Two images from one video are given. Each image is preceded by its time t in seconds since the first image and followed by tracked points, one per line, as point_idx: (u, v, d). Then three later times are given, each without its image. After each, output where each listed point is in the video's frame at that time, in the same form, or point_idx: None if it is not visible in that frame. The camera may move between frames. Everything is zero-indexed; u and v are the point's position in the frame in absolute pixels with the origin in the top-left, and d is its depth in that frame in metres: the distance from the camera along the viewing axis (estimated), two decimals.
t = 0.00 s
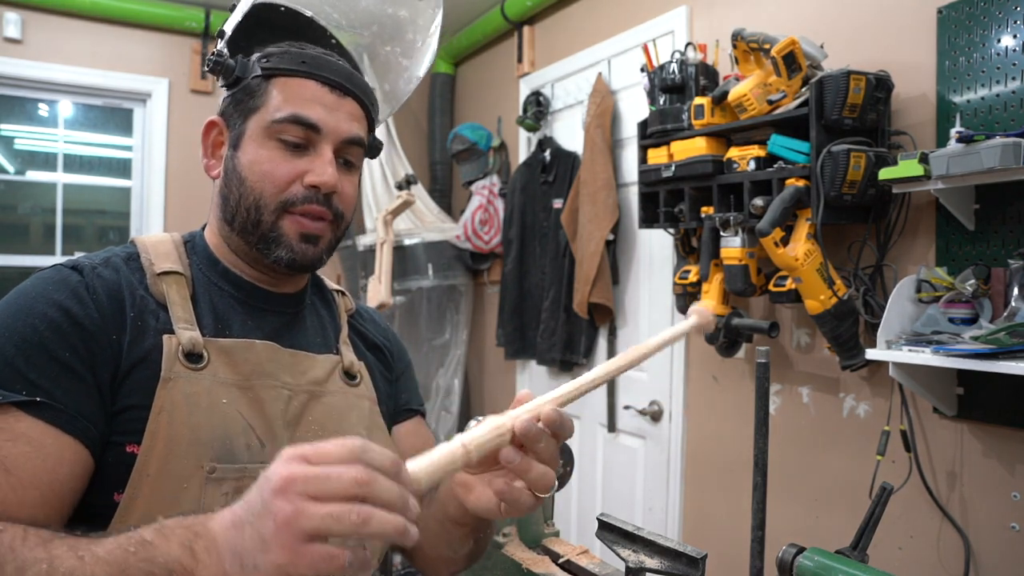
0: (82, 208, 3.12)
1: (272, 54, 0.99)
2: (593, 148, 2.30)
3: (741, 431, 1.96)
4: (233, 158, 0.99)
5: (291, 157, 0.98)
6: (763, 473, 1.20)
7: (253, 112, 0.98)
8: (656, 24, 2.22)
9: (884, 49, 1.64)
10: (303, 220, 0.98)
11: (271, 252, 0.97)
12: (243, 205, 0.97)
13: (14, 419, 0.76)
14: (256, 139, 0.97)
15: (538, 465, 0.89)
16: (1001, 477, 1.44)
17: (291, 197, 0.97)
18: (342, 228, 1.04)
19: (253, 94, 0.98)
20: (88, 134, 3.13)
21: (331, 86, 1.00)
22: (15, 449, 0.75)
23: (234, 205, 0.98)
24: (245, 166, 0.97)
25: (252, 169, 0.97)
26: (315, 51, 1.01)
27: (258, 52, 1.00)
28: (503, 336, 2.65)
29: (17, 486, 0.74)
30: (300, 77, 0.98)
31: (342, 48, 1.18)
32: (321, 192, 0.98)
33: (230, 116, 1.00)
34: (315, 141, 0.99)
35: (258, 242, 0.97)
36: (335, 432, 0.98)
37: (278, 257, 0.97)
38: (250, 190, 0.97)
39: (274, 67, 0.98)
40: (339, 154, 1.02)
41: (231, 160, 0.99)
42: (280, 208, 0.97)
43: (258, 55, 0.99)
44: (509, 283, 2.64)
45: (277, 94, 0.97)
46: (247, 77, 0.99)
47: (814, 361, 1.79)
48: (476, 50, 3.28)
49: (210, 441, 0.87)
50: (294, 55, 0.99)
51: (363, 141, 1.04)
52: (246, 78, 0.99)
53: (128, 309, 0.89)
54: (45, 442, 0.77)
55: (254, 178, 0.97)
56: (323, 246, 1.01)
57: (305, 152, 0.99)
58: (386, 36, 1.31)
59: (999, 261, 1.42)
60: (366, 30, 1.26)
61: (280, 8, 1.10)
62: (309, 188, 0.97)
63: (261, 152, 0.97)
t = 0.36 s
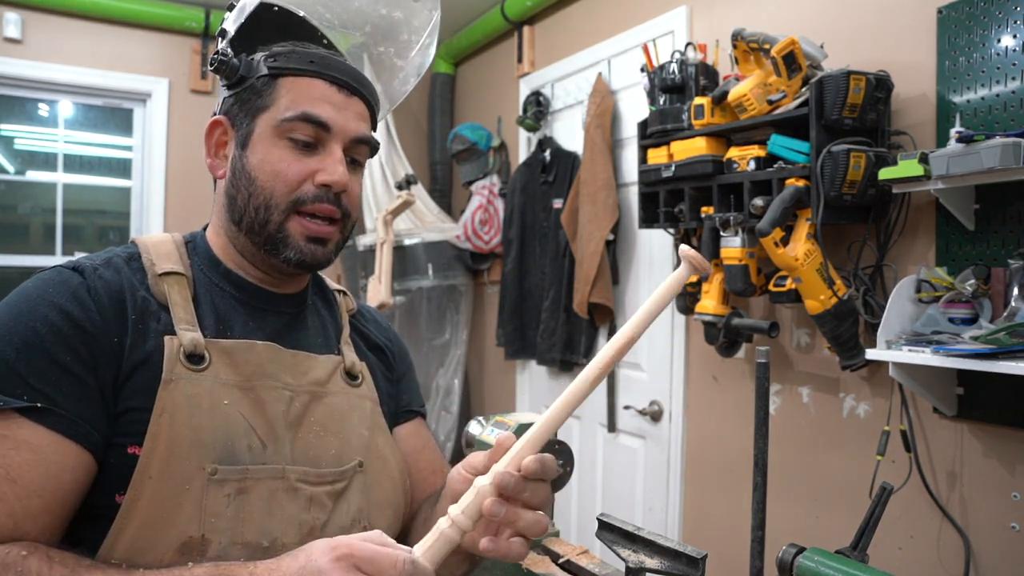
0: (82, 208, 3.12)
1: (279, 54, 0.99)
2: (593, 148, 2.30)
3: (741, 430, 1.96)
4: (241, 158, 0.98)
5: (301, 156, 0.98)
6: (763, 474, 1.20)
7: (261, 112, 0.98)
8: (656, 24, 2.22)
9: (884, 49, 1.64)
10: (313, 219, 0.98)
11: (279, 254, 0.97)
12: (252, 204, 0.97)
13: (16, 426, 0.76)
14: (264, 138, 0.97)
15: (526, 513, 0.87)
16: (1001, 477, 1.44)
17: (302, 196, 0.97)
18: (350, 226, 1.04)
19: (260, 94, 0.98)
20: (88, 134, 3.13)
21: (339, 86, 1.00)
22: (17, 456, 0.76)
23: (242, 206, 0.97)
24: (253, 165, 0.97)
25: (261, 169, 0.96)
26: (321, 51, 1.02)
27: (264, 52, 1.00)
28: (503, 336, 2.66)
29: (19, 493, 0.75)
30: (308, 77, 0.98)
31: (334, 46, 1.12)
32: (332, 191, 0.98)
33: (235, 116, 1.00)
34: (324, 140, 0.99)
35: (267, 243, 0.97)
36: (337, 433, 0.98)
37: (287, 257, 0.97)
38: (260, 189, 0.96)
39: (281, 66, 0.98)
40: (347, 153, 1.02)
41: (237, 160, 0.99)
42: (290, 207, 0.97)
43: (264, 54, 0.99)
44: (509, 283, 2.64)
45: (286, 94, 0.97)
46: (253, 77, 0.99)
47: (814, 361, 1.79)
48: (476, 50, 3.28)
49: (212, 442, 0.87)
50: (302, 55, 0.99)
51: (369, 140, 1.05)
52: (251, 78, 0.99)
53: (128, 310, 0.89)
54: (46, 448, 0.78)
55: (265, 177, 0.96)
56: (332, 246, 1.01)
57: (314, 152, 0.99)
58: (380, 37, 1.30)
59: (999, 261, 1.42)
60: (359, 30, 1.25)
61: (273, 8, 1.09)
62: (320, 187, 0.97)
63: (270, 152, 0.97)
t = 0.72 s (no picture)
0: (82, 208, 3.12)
1: (281, 54, 0.99)
2: (593, 148, 2.30)
3: (741, 430, 1.96)
4: (244, 157, 0.98)
5: (303, 154, 0.98)
6: (763, 474, 1.20)
7: (263, 111, 0.98)
8: (656, 24, 2.22)
9: (884, 49, 1.64)
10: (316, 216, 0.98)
11: (282, 254, 0.97)
12: (255, 202, 0.96)
13: (17, 423, 0.76)
14: (267, 137, 0.97)
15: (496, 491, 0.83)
16: (1001, 477, 1.44)
17: (305, 193, 0.97)
18: (353, 224, 1.04)
19: (262, 93, 0.98)
20: (88, 134, 3.13)
21: (340, 84, 1.00)
22: (17, 453, 0.76)
23: (245, 204, 0.97)
24: (256, 163, 0.97)
25: (265, 167, 0.96)
26: (322, 50, 1.02)
27: (266, 52, 1.00)
28: (503, 336, 2.65)
29: (19, 490, 0.75)
30: (310, 76, 0.98)
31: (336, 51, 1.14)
32: (334, 188, 0.98)
33: (238, 116, 1.00)
34: (326, 138, 0.99)
35: (270, 240, 0.96)
36: (338, 433, 0.98)
37: (290, 258, 0.97)
38: (262, 186, 0.96)
39: (284, 66, 0.98)
40: (349, 151, 1.02)
41: (241, 159, 0.99)
42: (293, 205, 0.97)
43: (266, 55, 0.99)
44: (508, 283, 2.64)
45: (287, 92, 0.97)
46: (255, 77, 0.99)
47: (814, 361, 1.79)
48: (476, 50, 3.28)
49: (213, 442, 0.87)
50: (303, 55, 0.99)
51: (371, 138, 1.05)
52: (254, 78, 0.99)
53: (131, 310, 0.89)
54: (47, 445, 0.78)
55: (268, 175, 0.96)
56: (335, 243, 1.01)
57: (316, 150, 0.98)
58: (382, 40, 1.30)
59: (999, 261, 1.42)
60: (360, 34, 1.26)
61: (276, 13, 1.10)
62: (322, 184, 0.97)
63: (273, 150, 0.97)
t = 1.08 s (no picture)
0: (82, 208, 3.12)
1: (279, 54, 1.00)
2: (593, 148, 2.30)
3: (741, 430, 1.96)
4: (245, 153, 0.98)
5: (305, 149, 0.98)
6: (763, 473, 1.20)
7: (263, 108, 0.98)
8: (656, 24, 2.22)
9: (884, 49, 1.64)
10: (321, 208, 0.98)
11: (287, 242, 0.96)
12: (258, 196, 0.96)
13: (12, 421, 0.76)
14: (268, 133, 0.97)
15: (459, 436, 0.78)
16: (1001, 477, 1.44)
17: (308, 185, 0.97)
18: (353, 219, 1.04)
19: (261, 92, 0.99)
20: (88, 134, 3.13)
21: (340, 82, 1.01)
22: (12, 451, 0.76)
23: (247, 198, 0.97)
24: (258, 157, 0.97)
25: (268, 161, 0.96)
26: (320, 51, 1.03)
27: (264, 53, 1.01)
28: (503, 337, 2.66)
29: (14, 487, 0.75)
30: (309, 74, 0.99)
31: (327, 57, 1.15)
32: (336, 182, 0.98)
33: (236, 115, 1.00)
34: (326, 133, 0.99)
35: (274, 233, 0.96)
36: (334, 432, 0.97)
37: (294, 247, 0.96)
38: (265, 180, 0.96)
39: (282, 65, 0.98)
40: (349, 147, 1.03)
41: (241, 155, 0.98)
42: (298, 197, 0.97)
43: (264, 55, 1.00)
44: (509, 283, 2.64)
45: (287, 89, 0.98)
46: (254, 77, 1.00)
47: (814, 361, 1.79)
48: (476, 50, 3.28)
49: (208, 441, 0.87)
50: (302, 54, 1.00)
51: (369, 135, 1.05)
52: (252, 78, 1.00)
53: (127, 310, 0.89)
54: (42, 444, 0.78)
55: (270, 168, 0.96)
56: (337, 236, 1.01)
57: (317, 145, 0.99)
58: (373, 45, 1.31)
59: (999, 260, 1.42)
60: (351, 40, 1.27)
61: (269, 19, 1.09)
62: (324, 178, 0.98)
63: (274, 145, 0.97)
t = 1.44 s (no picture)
0: (82, 208, 3.12)
1: (278, 55, 0.99)
2: (593, 148, 2.30)
3: (741, 430, 1.97)
4: (238, 153, 0.98)
5: (294, 151, 0.97)
6: (763, 473, 1.20)
7: (258, 109, 0.98)
8: (656, 24, 2.22)
9: (884, 49, 1.64)
10: (305, 210, 0.97)
11: (270, 244, 0.96)
12: (246, 196, 0.96)
13: (12, 415, 0.75)
14: (260, 134, 0.97)
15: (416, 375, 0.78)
16: (1001, 477, 1.44)
17: (293, 188, 0.96)
18: (344, 223, 1.03)
19: (258, 93, 0.99)
20: (88, 134, 3.13)
21: (335, 85, 1.00)
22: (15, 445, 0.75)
23: (237, 198, 0.97)
24: (249, 158, 0.97)
25: (256, 161, 0.96)
26: (320, 53, 1.02)
27: (265, 55, 1.00)
28: (503, 337, 2.65)
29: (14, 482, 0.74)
30: (306, 77, 0.98)
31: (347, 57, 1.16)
32: (323, 185, 0.97)
33: (235, 116, 1.01)
34: (318, 135, 0.99)
35: (260, 234, 0.96)
36: (335, 432, 0.98)
37: (277, 249, 0.96)
38: (253, 181, 0.96)
39: (280, 67, 0.98)
40: (342, 150, 1.02)
41: (235, 155, 0.99)
42: (282, 199, 0.96)
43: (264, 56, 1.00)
44: (508, 283, 2.64)
45: (282, 91, 0.97)
46: (254, 78, 0.99)
47: (814, 361, 1.79)
48: (476, 50, 3.28)
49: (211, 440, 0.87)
50: (300, 56, 0.99)
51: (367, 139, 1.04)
52: (252, 79, 1.00)
53: (129, 310, 0.89)
54: (45, 437, 0.77)
55: (259, 169, 0.96)
56: (324, 240, 1.00)
57: (308, 147, 0.98)
58: (391, 46, 1.31)
59: (999, 260, 1.42)
60: (371, 41, 1.27)
61: (286, 19, 1.10)
62: (311, 181, 0.97)
63: (265, 146, 0.96)
